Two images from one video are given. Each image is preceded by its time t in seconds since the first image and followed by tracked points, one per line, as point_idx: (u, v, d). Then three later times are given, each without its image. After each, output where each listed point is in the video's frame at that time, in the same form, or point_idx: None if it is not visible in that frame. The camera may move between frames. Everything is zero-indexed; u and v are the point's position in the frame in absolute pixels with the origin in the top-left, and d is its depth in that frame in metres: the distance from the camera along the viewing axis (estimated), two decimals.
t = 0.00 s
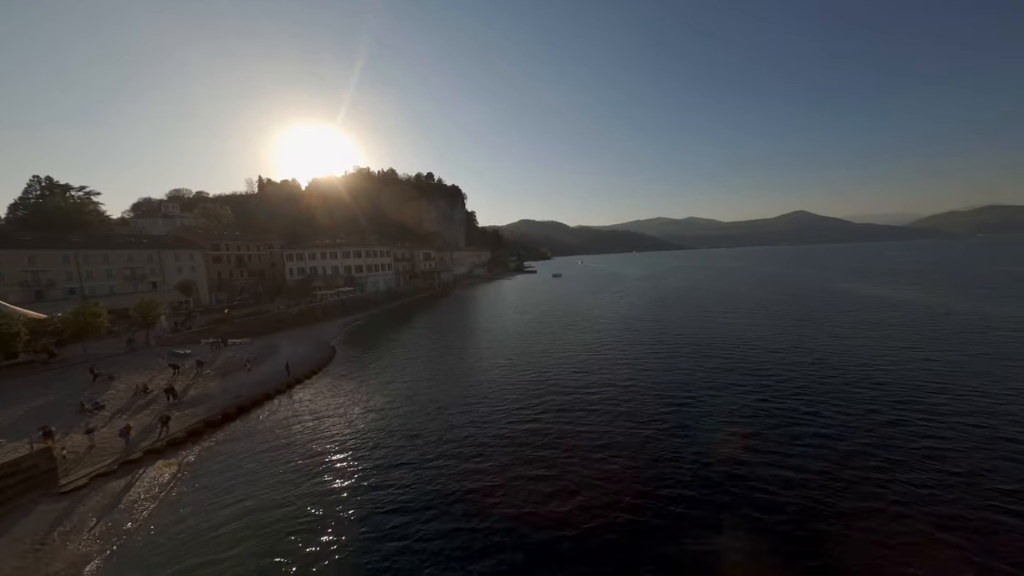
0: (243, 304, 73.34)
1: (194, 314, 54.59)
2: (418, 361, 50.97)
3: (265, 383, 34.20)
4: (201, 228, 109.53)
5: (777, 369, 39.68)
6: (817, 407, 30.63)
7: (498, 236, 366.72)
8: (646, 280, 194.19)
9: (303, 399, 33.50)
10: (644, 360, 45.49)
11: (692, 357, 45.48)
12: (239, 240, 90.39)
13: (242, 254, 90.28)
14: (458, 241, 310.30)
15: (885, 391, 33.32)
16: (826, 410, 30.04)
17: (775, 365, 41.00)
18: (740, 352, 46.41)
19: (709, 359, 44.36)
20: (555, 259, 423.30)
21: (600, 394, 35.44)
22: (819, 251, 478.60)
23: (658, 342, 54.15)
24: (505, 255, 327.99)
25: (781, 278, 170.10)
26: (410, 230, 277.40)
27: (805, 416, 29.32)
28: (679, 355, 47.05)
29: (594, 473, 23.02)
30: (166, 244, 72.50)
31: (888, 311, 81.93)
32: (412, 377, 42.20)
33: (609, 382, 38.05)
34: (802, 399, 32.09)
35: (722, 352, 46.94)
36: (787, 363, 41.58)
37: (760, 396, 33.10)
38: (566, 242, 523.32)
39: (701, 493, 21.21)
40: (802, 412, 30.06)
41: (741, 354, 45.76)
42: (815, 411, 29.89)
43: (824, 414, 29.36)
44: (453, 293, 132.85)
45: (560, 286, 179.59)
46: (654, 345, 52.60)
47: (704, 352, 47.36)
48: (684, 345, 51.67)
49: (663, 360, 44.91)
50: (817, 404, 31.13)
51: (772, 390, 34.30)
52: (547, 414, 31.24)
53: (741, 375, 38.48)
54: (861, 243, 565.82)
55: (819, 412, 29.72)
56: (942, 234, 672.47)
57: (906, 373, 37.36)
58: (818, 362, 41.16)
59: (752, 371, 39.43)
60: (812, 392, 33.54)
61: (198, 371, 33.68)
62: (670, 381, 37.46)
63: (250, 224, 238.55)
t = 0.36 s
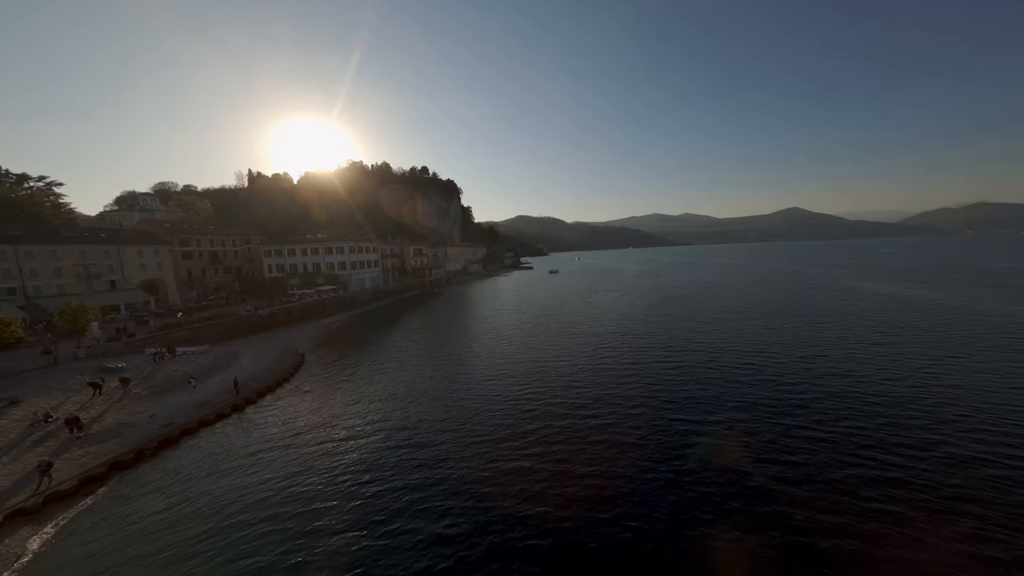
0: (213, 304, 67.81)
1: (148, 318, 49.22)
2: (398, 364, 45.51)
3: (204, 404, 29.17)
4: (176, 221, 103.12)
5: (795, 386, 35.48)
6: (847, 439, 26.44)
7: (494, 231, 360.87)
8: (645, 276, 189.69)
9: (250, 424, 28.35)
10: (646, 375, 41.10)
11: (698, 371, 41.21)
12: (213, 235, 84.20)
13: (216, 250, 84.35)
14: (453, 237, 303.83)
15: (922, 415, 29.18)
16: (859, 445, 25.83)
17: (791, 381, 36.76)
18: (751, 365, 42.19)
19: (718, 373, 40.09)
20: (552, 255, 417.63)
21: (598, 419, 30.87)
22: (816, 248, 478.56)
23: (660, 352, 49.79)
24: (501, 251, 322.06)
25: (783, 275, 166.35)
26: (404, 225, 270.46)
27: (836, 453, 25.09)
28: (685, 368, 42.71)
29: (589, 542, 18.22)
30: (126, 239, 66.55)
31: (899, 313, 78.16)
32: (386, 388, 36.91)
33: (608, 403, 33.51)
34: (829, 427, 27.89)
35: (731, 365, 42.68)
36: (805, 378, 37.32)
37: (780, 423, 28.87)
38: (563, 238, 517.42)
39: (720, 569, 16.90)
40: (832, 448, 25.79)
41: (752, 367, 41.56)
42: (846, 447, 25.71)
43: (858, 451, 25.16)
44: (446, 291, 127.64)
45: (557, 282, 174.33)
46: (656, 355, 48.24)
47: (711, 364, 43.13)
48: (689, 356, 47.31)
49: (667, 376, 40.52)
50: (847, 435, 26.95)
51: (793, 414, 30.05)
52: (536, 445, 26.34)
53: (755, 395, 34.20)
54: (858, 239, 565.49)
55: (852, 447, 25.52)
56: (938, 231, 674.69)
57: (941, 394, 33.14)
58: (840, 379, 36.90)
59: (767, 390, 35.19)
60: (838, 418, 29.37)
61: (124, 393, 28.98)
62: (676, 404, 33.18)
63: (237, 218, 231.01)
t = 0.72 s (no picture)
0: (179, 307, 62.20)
1: (91, 324, 43.77)
2: (371, 378, 39.68)
3: (117, 443, 24.38)
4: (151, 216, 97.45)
5: (828, 413, 30.60)
6: (908, 502, 21.35)
7: (492, 227, 354.49)
8: (646, 274, 184.90)
9: (162, 471, 22.85)
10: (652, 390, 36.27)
11: (712, 385, 36.34)
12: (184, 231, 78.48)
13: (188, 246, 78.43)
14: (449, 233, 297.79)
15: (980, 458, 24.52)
16: (923, 509, 20.82)
17: (823, 403, 31.76)
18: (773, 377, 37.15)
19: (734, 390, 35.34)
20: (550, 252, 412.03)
21: (602, 461, 25.55)
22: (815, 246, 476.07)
23: (668, 357, 44.74)
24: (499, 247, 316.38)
25: (786, 274, 162.15)
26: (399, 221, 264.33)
27: (897, 522, 20.02)
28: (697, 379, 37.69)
29: None
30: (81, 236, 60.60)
31: (915, 315, 73.91)
32: (348, 411, 31.10)
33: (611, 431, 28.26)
34: (882, 479, 22.88)
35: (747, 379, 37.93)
36: (840, 399, 32.34)
37: (817, 474, 24.01)
38: (562, 234, 512.03)
39: None
40: (891, 512, 20.72)
41: (775, 380, 36.54)
42: (907, 510, 20.79)
43: (923, 518, 20.21)
44: (439, 290, 122.39)
45: (556, 280, 169.45)
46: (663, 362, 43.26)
47: (726, 375, 38.13)
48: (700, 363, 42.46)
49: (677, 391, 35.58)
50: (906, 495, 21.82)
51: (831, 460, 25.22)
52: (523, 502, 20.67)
53: (783, 425, 29.38)
54: (858, 237, 562.37)
55: (915, 514, 20.54)
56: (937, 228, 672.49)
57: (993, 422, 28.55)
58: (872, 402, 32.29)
59: (796, 417, 30.32)
60: (887, 465, 24.61)
61: (15, 430, 25.10)
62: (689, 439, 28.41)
63: (226, 214, 224.25)
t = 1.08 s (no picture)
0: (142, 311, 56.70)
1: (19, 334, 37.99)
2: (337, 401, 32.70)
3: None
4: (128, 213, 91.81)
5: (893, 438, 24.75)
6: None
7: (491, 226, 348.86)
8: (650, 275, 179.29)
9: None
10: (672, 404, 30.15)
11: (742, 401, 30.50)
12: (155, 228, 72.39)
13: (159, 244, 72.68)
14: (448, 232, 292.06)
15: None
16: None
17: (883, 426, 26.05)
18: (811, 394, 31.55)
19: (767, 406, 29.58)
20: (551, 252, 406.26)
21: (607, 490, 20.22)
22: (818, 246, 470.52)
23: (684, 366, 39.00)
24: (499, 247, 310.33)
25: (794, 276, 157.13)
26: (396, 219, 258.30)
27: None
28: (723, 394, 31.87)
29: None
30: (34, 231, 54.94)
31: (945, 320, 68.51)
32: (293, 451, 24.02)
33: (627, 468, 22.07)
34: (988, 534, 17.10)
35: (781, 392, 32.13)
36: (902, 422, 26.62)
37: (911, 525, 17.84)
38: (562, 234, 506.13)
39: None
40: None
41: (815, 397, 30.87)
42: None
43: None
44: (434, 291, 116.86)
45: (558, 281, 164.78)
46: (680, 371, 37.47)
47: (757, 391, 32.43)
48: (723, 374, 36.73)
49: (702, 406, 29.56)
50: None
51: (923, 504, 19.11)
52: None
53: (843, 452, 23.28)
54: (861, 237, 557.11)
55: None
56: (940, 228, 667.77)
57: None
58: (939, 422, 26.60)
59: (857, 442, 24.34)
60: (985, 506, 18.83)
61: None
62: (728, 469, 22.13)
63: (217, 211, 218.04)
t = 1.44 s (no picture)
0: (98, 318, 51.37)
1: None
2: (288, 435, 26.79)
3: None
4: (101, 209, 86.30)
5: (982, 482, 19.55)
6: None
7: (492, 225, 342.72)
8: (655, 276, 173.24)
9: None
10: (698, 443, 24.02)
11: (789, 437, 24.19)
12: (123, 225, 66.87)
13: (127, 243, 67.03)
14: (448, 230, 286.50)
15: None
16: None
17: (964, 465, 20.85)
18: (879, 428, 24.92)
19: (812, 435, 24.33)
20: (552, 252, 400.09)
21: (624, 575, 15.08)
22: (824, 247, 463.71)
23: (710, 385, 32.66)
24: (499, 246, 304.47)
25: (808, 277, 150.05)
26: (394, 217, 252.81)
27: None
28: (761, 425, 25.60)
29: None
30: None
31: (980, 325, 63.05)
32: (208, 518, 18.51)
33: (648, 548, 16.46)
34: None
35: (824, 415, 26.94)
36: (1013, 474, 19.96)
37: None
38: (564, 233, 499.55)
39: None
40: None
41: (884, 433, 24.32)
42: None
43: None
44: (429, 293, 110.98)
45: (560, 281, 159.37)
46: (703, 392, 31.30)
47: (803, 420, 26.14)
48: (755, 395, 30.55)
49: (739, 448, 23.29)
50: None
51: None
52: None
53: (926, 505, 18.05)
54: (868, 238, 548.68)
55: None
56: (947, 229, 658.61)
57: None
58: None
59: (938, 489, 19.14)
60: None
61: None
62: (785, 547, 16.18)
63: (211, 207, 213.11)
